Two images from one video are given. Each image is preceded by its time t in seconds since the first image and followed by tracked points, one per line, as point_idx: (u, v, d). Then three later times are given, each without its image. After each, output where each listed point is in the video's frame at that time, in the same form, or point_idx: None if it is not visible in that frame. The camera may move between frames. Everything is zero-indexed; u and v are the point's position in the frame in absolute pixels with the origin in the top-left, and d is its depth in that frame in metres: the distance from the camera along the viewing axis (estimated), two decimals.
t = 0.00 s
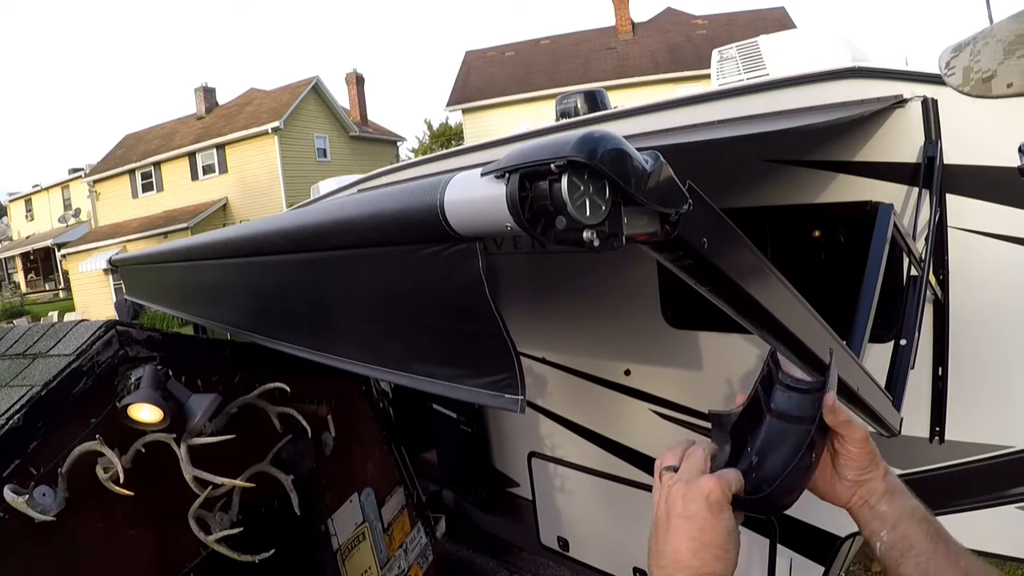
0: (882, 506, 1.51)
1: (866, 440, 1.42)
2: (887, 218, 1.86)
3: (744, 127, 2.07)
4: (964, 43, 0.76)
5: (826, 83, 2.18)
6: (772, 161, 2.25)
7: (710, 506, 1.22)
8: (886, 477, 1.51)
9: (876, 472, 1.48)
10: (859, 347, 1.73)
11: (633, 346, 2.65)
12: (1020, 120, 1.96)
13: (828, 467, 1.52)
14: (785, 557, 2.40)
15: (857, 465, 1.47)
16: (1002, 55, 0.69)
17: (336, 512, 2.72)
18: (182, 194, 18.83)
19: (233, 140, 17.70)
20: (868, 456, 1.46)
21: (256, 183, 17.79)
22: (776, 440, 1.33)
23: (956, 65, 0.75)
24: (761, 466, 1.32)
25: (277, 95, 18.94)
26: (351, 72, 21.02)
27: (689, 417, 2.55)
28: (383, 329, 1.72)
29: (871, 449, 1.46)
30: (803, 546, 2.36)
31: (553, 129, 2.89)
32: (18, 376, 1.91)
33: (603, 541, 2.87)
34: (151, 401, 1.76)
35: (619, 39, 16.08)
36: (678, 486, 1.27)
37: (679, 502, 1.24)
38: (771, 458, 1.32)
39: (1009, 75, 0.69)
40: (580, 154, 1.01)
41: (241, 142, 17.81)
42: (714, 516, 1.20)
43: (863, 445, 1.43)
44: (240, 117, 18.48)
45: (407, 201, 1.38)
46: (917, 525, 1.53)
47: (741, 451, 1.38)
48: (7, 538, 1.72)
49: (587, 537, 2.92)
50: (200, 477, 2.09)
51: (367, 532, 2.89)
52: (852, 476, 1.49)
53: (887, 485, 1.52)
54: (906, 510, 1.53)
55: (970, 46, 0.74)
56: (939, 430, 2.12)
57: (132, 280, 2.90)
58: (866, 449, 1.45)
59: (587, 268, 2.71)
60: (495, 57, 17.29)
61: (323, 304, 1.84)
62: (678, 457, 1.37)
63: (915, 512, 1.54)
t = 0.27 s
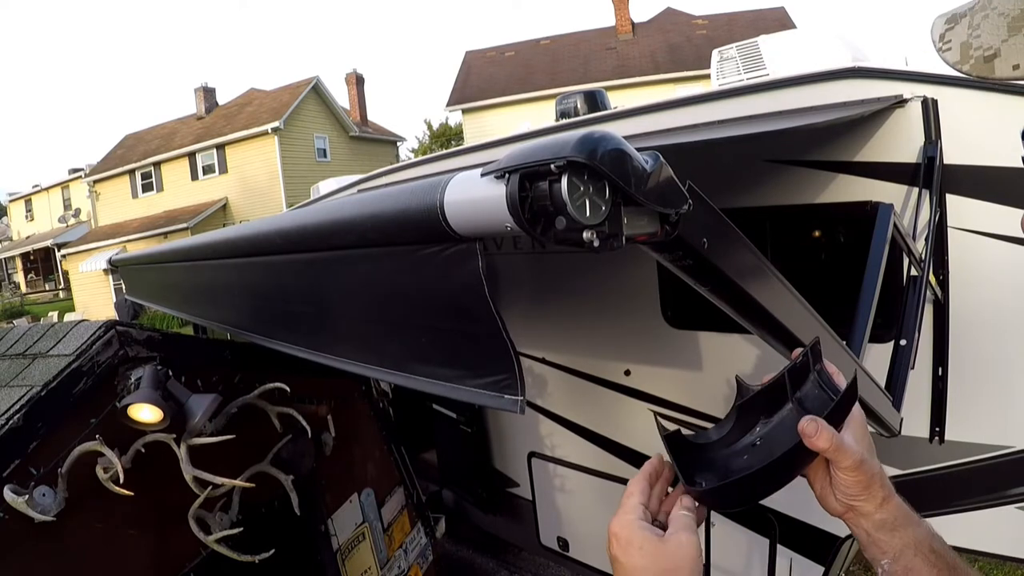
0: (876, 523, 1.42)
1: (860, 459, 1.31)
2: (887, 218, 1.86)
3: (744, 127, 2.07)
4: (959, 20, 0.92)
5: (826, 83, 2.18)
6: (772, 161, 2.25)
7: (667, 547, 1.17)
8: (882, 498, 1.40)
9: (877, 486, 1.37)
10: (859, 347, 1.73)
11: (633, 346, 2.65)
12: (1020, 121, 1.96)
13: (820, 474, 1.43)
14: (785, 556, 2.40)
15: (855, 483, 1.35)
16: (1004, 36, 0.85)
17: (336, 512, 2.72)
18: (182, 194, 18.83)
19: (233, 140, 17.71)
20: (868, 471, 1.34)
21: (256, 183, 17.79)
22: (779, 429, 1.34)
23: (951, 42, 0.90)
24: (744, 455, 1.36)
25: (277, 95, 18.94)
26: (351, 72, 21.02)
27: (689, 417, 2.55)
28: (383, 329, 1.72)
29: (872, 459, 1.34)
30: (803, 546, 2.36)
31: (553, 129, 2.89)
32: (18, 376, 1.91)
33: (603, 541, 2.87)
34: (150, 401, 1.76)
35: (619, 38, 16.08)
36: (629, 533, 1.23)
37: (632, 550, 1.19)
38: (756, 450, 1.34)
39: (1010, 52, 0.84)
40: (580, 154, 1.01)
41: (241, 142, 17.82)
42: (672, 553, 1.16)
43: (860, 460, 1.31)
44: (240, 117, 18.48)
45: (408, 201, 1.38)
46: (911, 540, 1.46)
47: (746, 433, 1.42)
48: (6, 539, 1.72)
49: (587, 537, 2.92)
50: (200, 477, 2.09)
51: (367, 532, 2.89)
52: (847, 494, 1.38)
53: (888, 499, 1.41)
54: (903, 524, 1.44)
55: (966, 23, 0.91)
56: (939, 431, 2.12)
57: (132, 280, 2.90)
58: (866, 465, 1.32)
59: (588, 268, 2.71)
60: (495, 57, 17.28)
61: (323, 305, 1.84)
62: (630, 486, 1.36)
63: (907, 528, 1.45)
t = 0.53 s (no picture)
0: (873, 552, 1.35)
1: (859, 497, 1.22)
2: (887, 218, 1.86)
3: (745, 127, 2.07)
4: (941, 21, 0.93)
5: (826, 83, 2.18)
6: (772, 161, 2.25)
7: None
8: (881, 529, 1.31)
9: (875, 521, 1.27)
10: (859, 347, 1.73)
11: (633, 346, 2.65)
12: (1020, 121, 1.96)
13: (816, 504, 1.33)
14: (785, 556, 2.40)
15: (855, 518, 1.27)
16: (993, 40, 0.84)
17: (336, 512, 2.72)
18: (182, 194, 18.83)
19: (233, 140, 17.71)
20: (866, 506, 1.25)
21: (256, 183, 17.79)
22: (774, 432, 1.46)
23: (934, 46, 0.92)
24: (741, 450, 1.47)
25: (277, 95, 18.94)
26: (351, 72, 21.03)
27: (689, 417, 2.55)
28: (382, 329, 1.72)
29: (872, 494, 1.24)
30: (803, 546, 2.36)
31: (553, 129, 2.89)
32: (18, 376, 1.91)
33: (603, 541, 2.87)
34: (150, 401, 1.76)
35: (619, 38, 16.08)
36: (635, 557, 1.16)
37: None
38: (753, 451, 1.44)
39: (998, 58, 0.83)
40: (580, 154, 1.01)
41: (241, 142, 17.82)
42: None
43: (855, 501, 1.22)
44: (240, 117, 18.48)
45: (408, 201, 1.38)
46: (913, 563, 1.39)
47: (746, 426, 1.54)
48: (6, 539, 1.72)
49: (588, 537, 2.92)
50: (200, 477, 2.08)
51: (367, 532, 2.89)
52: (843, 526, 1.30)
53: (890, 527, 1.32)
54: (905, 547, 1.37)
55: (950, 23, 0.91)
56: (939, 431, 2.12)
57: (132, 280, 2.90)
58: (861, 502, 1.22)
59: (588, 268, 2.71)
60: (495, 57, 17.28)
61: (323, 305, 1.84)
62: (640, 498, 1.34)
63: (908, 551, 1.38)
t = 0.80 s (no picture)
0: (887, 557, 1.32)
1: (862, 508, 1.17)
2: (887, 218, 1.86)
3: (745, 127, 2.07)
4: (937, 15, 0.79)
5: (826, 83, 2.18)
6: (772, 161, 2.24)
7: None
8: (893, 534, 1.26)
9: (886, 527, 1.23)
10: (859, 347, 1.73)
11: (633, 346, 2.65)
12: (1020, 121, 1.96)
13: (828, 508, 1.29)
14: (785, 556, 2.40)
15: (863, 528, 1.22)
16: (990, 37, 0.72)
17: (336, 512, 2.72)
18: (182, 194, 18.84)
19: (233, 140, 17.71)
20: (875, 516, 1.20)
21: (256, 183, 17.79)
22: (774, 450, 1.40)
23: (927, 44, 0.79)
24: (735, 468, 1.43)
25: (277, 95, 18.94)
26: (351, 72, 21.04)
27: (690, 417, 2.54)
28: (382, 329, 1.72)
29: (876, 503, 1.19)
30: (803, 546, 2.36)
31: (553, 129, 2.89)
32: (18, 376, 1.91)
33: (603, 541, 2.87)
34: (150, 401, 1.76)
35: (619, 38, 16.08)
36: None
37: None
38: (744, 468, 1.41)
39: (995, 57, 0.72)
40: (580, 154, 1.01)
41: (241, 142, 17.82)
42: None
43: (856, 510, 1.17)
44: (240, 117, 18.49)
45: (408, 201, 1.38)
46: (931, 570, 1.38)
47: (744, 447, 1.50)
48: (6, 539, 1.72)
49: (588, 537, 2.92)
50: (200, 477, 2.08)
51: (367, 532, 2.89)
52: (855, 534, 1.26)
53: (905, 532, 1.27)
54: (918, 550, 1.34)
55: (946, 19, 0.78)
56: (939, 431, 2.12)
57: (132, 280, 2.90)
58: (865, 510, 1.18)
59: (588, 268, 2.71)
60: (495, 57, 17.28)
61: (323, 305, 1.84)
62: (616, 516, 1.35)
63: (920, 553, 1.34)
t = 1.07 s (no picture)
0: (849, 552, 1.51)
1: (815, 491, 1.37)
2: (887, 218, 1.86)
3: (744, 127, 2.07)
4: None
5: (826, 83, 2.18)
6: (772, 161, 2.24)
7: None
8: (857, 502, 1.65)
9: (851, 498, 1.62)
10: (859, 347, 1.74)
11: (633, 346, 2.65)
12: (1019, 121, 1.96)
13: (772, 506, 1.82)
14: (785, 556, 2.40)
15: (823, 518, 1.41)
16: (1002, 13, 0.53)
17: (336, 512, 2.72)
18: (182, 194, 18.83)
19: (233, 140, 17.71)
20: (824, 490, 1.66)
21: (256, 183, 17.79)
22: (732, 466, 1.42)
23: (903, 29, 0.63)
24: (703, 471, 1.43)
25: (277, 95, 18.94)
26: (351, 72, 21.04)
27: (690, 417, 2.54)
28: (382, 329, 1.72)
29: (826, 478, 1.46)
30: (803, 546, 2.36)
31: (553, 129, 2.89)
32: (18, 376, 1.91)
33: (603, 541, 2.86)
34: (150, 401, 1.76)
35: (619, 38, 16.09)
36: (617, 564, 1.21)
37: None
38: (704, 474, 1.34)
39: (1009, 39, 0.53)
40: (579, 154, 1.01)
41: (241, 142, 17.82)
42: None
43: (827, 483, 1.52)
44: (240, 117, 18.49)
45: (408, 201, 1.38)
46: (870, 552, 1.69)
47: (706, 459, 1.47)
48: (7, 539, 1.72)
49: (587, 537, 2.92)
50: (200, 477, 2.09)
51: (367, 532, 2.89)
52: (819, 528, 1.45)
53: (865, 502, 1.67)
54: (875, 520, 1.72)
55: None
56: (939, 430, 2.12)
57: (132, 280, 2.90)
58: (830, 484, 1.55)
59: (588, 268, 2.71)
60: (495, 57, 17.28)
61: (323, 304, 1.84)
62: (600, 511, 1.36)
63: (876, 519, 1.71)
